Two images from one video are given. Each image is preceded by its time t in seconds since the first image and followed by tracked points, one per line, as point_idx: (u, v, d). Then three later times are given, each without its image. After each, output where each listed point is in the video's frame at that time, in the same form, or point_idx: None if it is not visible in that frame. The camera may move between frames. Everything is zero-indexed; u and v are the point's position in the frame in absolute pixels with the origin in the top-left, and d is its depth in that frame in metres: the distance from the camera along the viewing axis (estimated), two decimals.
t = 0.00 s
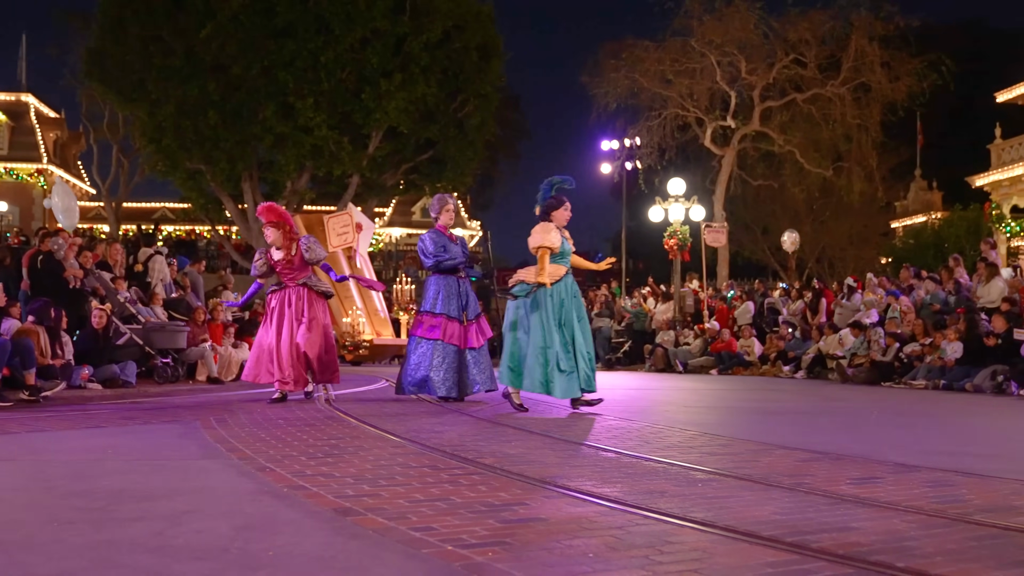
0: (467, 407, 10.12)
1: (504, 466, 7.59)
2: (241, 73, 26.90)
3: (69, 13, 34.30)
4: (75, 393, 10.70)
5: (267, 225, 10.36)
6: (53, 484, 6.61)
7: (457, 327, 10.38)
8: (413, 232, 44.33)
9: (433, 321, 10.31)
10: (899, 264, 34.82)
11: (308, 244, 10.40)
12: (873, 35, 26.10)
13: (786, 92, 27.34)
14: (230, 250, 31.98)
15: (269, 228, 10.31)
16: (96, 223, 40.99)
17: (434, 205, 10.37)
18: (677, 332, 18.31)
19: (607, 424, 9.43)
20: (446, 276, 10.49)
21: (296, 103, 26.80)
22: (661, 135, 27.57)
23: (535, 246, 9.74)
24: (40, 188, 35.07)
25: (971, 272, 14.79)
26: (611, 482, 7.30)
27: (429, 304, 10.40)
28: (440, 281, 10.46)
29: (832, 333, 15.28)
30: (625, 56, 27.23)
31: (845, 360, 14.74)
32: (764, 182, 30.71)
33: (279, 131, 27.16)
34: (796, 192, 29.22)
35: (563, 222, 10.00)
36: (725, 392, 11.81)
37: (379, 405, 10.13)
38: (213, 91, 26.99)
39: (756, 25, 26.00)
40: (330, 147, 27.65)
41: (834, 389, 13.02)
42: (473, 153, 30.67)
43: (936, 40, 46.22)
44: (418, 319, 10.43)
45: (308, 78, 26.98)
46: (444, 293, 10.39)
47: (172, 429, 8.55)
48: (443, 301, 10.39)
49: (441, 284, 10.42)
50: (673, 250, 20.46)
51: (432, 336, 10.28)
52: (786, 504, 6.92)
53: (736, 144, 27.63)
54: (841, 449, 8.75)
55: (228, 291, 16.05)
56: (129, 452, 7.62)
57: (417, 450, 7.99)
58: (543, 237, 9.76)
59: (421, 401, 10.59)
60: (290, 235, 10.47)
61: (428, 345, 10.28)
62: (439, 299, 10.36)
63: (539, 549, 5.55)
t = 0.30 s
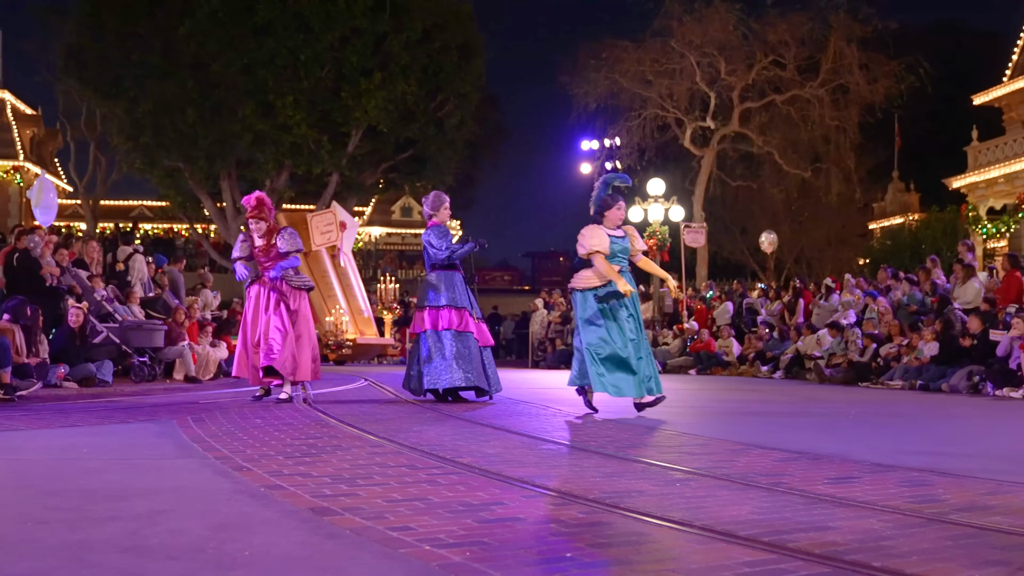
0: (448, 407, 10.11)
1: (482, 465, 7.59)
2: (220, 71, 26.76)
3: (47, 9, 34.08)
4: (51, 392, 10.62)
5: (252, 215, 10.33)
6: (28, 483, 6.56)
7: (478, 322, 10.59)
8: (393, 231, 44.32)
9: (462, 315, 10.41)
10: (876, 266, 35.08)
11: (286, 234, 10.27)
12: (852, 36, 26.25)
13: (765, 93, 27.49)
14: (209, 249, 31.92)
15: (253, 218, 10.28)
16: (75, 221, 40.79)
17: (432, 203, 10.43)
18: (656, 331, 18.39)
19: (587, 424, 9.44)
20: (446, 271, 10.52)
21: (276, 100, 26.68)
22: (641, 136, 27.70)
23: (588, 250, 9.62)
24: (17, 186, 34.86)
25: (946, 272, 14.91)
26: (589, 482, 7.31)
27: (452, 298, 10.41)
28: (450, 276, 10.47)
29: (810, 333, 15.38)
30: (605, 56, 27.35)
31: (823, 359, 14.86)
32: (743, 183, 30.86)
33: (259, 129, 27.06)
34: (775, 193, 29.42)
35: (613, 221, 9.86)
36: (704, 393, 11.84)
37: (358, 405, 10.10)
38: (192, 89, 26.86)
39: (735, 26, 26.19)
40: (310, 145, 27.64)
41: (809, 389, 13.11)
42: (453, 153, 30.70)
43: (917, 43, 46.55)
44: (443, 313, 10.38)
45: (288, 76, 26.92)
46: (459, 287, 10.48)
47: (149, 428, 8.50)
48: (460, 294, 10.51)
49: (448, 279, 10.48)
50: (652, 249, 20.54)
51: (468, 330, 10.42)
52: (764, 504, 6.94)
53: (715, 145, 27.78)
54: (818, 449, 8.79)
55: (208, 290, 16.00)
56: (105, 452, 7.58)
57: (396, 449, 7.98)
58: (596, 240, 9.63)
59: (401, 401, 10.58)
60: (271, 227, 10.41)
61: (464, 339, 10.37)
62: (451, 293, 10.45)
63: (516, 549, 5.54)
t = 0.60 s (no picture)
0: (434, 405, 10.16)
1: (468, 463, 7.64)
2: (208, 69, 26.68)
3: (35, 8, 33.97)
4: (37, 390, 10.61)
5: (229, 239, 10.26)
6: (12, 481, 6.58)
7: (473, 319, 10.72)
8: (381, 231, 44.43)
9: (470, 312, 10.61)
10: (860, 266, 35.23)
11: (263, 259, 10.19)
12: (837, 38, 26.35)
13: (751, 94, 27.62)
14: (197, 248, 31.94)
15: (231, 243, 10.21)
16: (63, 220, 40.74)
17: (426, 200, 10.64)
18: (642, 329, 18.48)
19: (573, 422, 9.51)
20: (441, 269, 10.64)
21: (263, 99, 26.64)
22: (627, 136, 27.82)
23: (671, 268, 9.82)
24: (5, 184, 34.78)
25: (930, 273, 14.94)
26: (575, 480, 7.36)
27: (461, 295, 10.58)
28: (451, 274, 10.62)
29: (794, 333, 15.51)
30: (593, 57, 27.46)
31: (808, 359, 14.99)
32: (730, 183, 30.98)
33: (247, 129, 26.93)
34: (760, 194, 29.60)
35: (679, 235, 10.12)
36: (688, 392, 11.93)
37: (346, 403, 10.12)
38: (179, 87, 26.82)
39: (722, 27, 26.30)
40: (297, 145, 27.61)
41: (791, 389, 13.22)
42: (441, 153, 30.75)
43: (905, 44, 46.69)
44: (455, 309, 10.49)
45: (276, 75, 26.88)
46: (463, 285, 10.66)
47: (135, 426, 8.52)
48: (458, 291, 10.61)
49: (445, 276, 10.58)
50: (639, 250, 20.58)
51: (477, 327, 10.63)
52: (748, 502, 7.00)
53: (701, 146, 27.94)
54: (802, 447, 8.87)
55: (195, 288, 16.03)
56: (91, 450, 7.60)
57: (382, 447, 8.03)
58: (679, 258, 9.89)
59: (389, 399, 10.61)
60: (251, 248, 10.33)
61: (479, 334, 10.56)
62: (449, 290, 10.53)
63: (501, 546, 5.59)
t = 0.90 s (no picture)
0: (426, 403, 10.27)
1: (459, 462, 7.75)
2: (202, 72, 26.78)
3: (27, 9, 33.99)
4: (32, 388, 10.70)
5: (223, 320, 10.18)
6: (7, 480, 6.67)
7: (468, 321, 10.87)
8: (374, 232, 44.58)
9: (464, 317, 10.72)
10: (848, 267, 35.53)
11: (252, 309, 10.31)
12: (825, 43, 26.60)
13: (739, 98, 27.88)
14: (190, 248, 32.02)
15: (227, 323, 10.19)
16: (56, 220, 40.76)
17: (424, 202, 10.75)
18: (631, 330, 18.63)
19: (563, 421, 9.64)
20: (438, 271, 10.74)
21: (258, 102, 26.99)
22: (617, 139, 28.03)
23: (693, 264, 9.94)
24: None
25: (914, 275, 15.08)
26: (565, 478, 7.48)
27: (457, 300, 10.70)
28: (448, 276, 10.74)
29: (781, 335, 15.75)
30: (583, 61, 27.69)
31: (794, 360, 15.22)
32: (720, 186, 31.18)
33: (240, 131, 27.28)
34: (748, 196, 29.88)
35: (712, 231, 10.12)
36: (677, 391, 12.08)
37: (339, 402, 10.23)
38: (172, 89, 26.91)
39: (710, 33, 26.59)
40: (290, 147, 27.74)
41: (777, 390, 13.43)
42: (433, 154, 30.91)
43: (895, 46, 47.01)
44: (451, 313, 10.61)
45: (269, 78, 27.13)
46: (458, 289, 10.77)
47: (129, 424, 8.62)
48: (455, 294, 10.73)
49: (444, 278, 10.71)
50: (628, 252, 20.72)
51: (470, 333, 10.72)
52: (735, 500, 7.13)
53: (690, 149, 28.18)
54: (790, 446, 9.00)
55: (190, 288, 16.14)
56: (85, 448, 7.70)
57: (375, 446, 8.14)
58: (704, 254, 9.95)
59: (382, 399, 10.72)
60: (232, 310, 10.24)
61: (469, 340, 10.68)
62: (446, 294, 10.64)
63: (492, 544, 5.70)
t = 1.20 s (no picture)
0: (423, 404, 10.41)
1: (456, 462, 7.88)
2: (201, 78, 26.95)
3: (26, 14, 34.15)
4: (32, 390, 10.83)
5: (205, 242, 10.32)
6: (9, 481, 6.78)
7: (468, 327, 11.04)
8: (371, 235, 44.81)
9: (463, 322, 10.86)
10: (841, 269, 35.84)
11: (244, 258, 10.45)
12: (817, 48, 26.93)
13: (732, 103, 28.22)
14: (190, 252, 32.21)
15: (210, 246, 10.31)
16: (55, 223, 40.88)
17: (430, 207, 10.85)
18: (626, 333, 18.83)
19: (558, 421, 9.78)
20: (440, 275, 10.88)
21: (256, 107, 26.96)
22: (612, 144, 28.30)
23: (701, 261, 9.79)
24: None
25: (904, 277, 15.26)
26: (561, 478, 7.60)
27: (457, 304, 10.85)
28: (451, 281, 10.89)
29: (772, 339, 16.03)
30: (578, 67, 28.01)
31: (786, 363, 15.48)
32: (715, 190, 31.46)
33: (239, 135, 27.38)
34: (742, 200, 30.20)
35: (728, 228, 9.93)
36: (670, 392, 12.26)
37: (337, 404, 10.37)
38: (171, 94, 27.07)
39: (702, 38, 28.28)
40: (289, 151, 27.88)
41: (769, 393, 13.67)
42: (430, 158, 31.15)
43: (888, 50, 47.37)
44: (452, 317, 10.77)
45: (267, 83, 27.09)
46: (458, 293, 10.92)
47: (130, 426, 8.74)
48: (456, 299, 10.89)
49: (446, 282, 10.84)
50: (622, 254, 20.92)
51: (467, 338, 10.86)
52: (728, 500, 7.25)
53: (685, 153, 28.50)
54: (783, 447, 9.13)
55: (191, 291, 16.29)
56: (85, 450, 7.82)
57: (373, 446, 8.27)
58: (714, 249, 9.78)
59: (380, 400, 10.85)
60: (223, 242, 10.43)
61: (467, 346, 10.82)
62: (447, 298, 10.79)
63: (489, 544, 5.80)
